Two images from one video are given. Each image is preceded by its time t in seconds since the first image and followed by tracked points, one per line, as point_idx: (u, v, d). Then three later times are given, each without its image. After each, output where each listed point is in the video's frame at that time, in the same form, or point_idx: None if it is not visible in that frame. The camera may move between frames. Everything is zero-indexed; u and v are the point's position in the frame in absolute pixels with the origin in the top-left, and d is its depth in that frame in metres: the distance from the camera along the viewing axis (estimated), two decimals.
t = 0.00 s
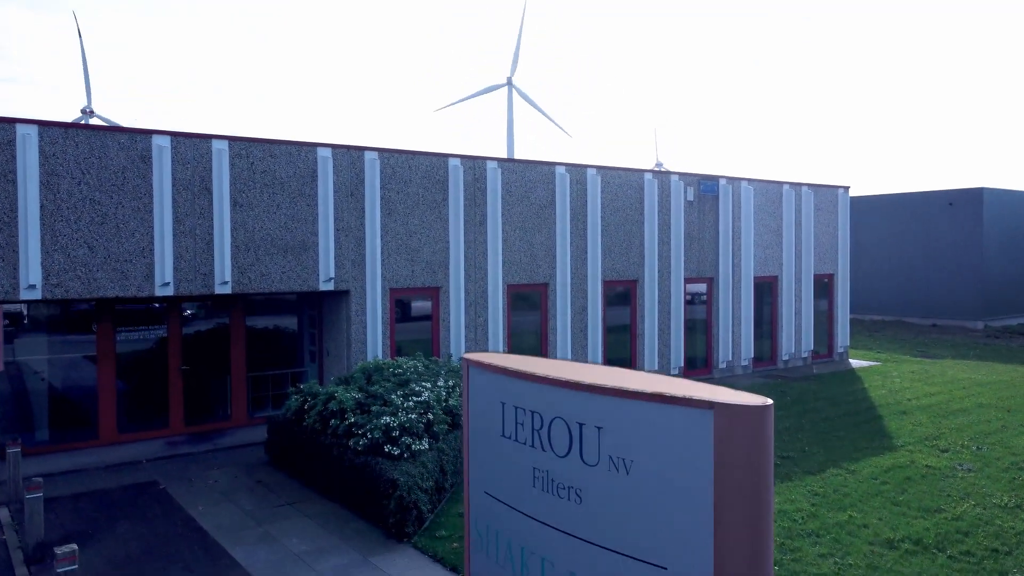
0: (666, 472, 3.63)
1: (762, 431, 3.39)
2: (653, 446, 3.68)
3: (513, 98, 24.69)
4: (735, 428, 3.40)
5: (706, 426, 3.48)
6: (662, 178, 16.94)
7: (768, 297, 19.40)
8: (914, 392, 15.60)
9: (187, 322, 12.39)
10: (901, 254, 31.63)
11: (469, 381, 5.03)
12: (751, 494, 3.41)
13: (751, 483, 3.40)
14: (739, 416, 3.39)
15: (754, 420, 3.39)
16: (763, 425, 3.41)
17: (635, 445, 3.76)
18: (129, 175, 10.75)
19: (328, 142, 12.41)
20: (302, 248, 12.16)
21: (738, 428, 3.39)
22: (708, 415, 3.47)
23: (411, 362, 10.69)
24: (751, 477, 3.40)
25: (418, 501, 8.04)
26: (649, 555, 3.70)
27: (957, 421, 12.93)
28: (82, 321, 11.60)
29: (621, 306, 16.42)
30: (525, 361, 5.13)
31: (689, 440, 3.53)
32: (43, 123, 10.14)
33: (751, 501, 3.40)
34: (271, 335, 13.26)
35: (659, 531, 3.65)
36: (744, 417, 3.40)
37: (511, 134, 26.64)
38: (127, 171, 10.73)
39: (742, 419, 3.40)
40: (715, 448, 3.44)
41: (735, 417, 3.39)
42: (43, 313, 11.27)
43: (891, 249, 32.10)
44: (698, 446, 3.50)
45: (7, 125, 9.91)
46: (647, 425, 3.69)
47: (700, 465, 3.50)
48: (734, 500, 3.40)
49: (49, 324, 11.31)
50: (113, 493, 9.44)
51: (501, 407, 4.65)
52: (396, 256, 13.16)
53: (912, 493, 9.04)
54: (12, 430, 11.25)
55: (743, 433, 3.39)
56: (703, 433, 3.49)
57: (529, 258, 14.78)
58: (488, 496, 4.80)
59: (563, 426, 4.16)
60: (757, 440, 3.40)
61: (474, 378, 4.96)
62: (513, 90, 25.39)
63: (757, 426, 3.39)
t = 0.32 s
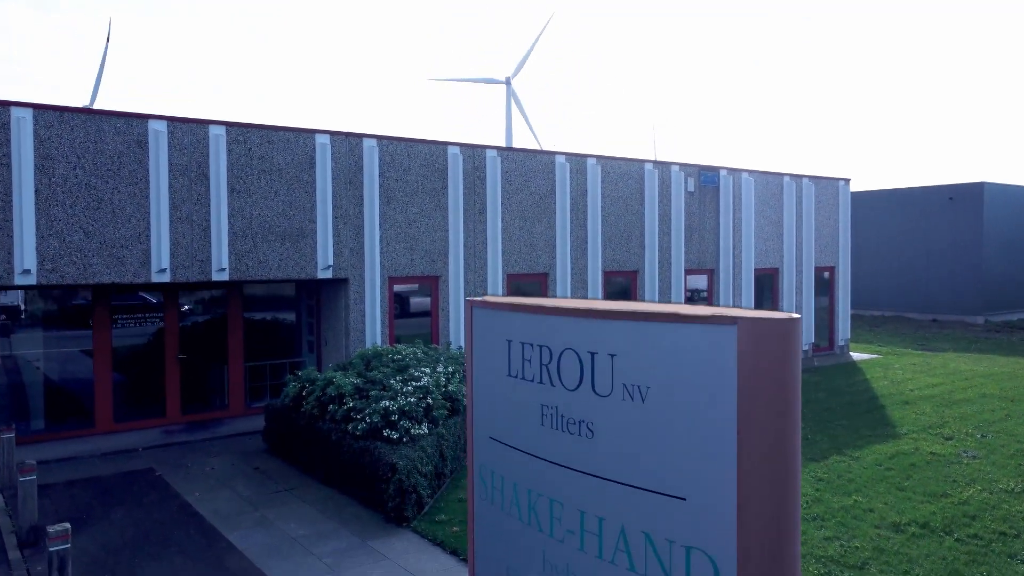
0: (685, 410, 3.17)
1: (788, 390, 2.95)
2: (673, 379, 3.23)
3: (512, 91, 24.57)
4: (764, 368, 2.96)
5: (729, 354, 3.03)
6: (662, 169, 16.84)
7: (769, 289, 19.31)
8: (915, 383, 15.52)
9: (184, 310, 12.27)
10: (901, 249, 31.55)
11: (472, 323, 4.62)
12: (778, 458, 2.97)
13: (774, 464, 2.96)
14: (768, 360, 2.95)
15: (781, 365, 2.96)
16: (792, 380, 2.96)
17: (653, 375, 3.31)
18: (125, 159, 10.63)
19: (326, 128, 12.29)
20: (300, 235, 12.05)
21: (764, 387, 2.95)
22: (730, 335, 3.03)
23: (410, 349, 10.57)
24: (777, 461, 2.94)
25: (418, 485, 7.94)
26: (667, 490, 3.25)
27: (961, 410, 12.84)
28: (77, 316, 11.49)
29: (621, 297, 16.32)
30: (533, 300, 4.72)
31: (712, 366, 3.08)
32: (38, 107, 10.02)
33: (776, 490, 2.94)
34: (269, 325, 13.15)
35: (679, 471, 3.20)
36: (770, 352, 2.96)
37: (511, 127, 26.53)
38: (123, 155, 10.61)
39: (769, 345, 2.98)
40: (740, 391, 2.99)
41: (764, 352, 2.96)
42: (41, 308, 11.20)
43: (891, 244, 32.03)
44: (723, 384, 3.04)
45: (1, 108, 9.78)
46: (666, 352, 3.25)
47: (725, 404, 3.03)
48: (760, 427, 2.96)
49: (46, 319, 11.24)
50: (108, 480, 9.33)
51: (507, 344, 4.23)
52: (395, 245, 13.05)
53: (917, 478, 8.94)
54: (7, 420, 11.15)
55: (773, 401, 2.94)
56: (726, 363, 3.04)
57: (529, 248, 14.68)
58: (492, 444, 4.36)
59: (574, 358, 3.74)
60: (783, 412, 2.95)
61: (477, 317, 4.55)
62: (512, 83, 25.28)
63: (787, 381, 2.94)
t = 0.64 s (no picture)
0: (712, 342, 2.72)
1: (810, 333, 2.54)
2: (699, 307, 2.77)
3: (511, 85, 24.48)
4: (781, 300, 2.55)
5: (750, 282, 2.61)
6: (663, 161, 16.75)
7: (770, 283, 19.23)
8: (917, 376, 15.46)
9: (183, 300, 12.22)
10: (902, 246, 31.47)
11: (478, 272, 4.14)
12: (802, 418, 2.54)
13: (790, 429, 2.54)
14: (783, 297, 2.54)
15: (798, 301, 2.55)
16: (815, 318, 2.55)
17: (676, 303, 2.85)
18: (123, 146, 10.55)
19: (326, 117, 12.20)
20: (299, 224, 11.97)
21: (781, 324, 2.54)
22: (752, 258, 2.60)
23: (410, 337, 10.50)
24: (789, 417, 2.54)
25: (418, 471, 7.87)
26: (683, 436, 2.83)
27: (964, 402, 12.76)
28: (77, 313, 11.44)
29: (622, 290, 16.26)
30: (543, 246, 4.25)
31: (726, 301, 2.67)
32: (35, 92, 9.94)
33: (788, 456, 2.53)
34: (269, 315, 13.08)
35: (705, 411, 2.75)
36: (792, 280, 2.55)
37: (510, 121, 26.45)
38: (121, 143, 10.54)
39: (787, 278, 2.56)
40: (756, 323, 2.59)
41: (782, 281, 2.55)
42: (38, 304, 11.16)
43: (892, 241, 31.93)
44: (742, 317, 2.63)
45: None
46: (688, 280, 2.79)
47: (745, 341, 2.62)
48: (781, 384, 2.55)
49: (44, 315, 11.23)
50: (106, 468, 9.25)
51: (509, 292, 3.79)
52: (395, 235, 12.97)
53: (921, 467, 8.86)
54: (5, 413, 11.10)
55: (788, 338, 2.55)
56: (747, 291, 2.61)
57: (530, 239, 14.59)
58: (496, 393, 3.89)
59: (585, 293, 3.28)
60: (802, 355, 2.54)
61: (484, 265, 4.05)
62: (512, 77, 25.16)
63: (800, 321, 2.55)
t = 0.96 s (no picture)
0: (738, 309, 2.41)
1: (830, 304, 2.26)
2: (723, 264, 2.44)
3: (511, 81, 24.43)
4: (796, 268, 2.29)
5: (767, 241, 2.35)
6: (664, 155, 16.72)
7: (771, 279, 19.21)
8: (918, 371, 15.43)
9: (184, 293, 12.17)
10: (902, 243, 31.43)
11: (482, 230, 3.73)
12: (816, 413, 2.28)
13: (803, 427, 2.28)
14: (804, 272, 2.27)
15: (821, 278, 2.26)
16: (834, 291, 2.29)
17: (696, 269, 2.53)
18: (122, 137, 10.51)
19: (326, 109, 12.16)
20: (299, 216, 11.93)
21: (797, 293, 2.27)
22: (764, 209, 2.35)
23: (410, 329, 10.43)
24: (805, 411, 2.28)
25: (418, 460, 7.83)
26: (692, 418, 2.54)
27: (965, 395, 12.73)
28: (77, 310, 11.40)
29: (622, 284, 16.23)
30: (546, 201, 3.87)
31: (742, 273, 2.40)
32: (34, 81, 9.90)
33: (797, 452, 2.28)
34: (269, 309, 13.03)
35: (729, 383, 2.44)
36: (810, 245, 2.28)
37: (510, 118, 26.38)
38: (121, 133, 10.50)
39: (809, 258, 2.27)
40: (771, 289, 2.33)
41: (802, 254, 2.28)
42: (37, 301, 11.11)
43: (892, 238, 31.88)
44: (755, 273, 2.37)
45: None
46: (708, 229, 2.48)
47: (762, 307, 2.36)
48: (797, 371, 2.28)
49: (43, 312, 11.18)
50: (105, 458, 9.21)
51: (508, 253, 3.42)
52: (395, 227, 12.93)
53: (924, 457, 8.82)
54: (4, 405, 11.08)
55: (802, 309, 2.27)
56: (762, 253, 2.35)
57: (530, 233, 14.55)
58: (500, 353, 3.48)
59: (594, 240, 2.93)
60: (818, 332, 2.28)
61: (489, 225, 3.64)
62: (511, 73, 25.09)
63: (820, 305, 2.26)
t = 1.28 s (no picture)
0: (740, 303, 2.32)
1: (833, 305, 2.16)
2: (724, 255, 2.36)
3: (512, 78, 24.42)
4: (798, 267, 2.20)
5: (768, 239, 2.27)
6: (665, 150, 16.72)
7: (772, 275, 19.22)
8: (918, 366, 15.44)
9: (184, 287, 12.16)
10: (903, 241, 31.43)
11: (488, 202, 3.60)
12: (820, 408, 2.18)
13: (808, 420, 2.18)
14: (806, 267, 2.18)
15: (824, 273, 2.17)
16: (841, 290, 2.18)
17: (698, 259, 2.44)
18: (122, 129, 10.51)
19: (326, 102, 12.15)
20: (300, 210, 11.94)
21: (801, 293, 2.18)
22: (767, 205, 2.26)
23: (412, 321, 10.40)
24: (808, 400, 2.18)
25: (419, 450, 7.81)
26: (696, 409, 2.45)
27: (966, 389, 12.73)
28: (76, 307, 11.39)
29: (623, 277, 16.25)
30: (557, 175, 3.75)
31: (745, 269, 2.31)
32: (35, 73, 9.90)
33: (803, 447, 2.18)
34: (269, 303, 13.02)
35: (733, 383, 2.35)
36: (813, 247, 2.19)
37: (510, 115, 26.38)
38: (121, 126, 10.49)
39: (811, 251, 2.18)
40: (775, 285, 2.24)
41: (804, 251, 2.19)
42: (37, 298, 11.09)
43: (892, 236, 31.88)
44: (761, 258, 2.28)
45: None
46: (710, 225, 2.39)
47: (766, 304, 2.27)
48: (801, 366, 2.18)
49: (43, 309, 11.16)
50: (106, 450, 9.21)
51: (513, 238, 3.33)
52: (396, 221, 12.94)
53: (925, 449, 8.81)
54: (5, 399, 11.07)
55: (803, 310, 2.18)
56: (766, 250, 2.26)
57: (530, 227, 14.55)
58: (504, 316, 3.37)
59: (602, 195, 2.81)
60: (822, 334, 2.17)
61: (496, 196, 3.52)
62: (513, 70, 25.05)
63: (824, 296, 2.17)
